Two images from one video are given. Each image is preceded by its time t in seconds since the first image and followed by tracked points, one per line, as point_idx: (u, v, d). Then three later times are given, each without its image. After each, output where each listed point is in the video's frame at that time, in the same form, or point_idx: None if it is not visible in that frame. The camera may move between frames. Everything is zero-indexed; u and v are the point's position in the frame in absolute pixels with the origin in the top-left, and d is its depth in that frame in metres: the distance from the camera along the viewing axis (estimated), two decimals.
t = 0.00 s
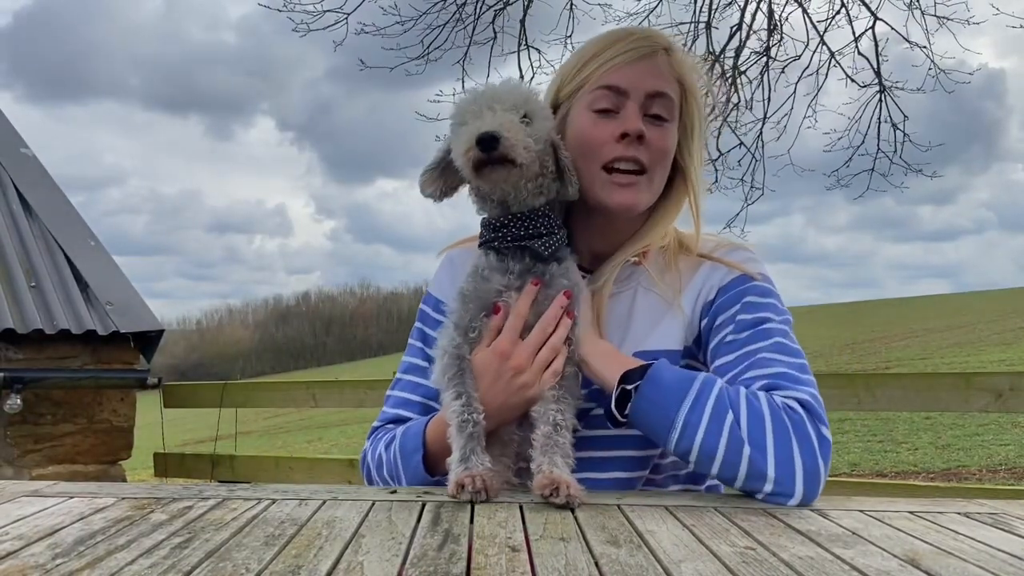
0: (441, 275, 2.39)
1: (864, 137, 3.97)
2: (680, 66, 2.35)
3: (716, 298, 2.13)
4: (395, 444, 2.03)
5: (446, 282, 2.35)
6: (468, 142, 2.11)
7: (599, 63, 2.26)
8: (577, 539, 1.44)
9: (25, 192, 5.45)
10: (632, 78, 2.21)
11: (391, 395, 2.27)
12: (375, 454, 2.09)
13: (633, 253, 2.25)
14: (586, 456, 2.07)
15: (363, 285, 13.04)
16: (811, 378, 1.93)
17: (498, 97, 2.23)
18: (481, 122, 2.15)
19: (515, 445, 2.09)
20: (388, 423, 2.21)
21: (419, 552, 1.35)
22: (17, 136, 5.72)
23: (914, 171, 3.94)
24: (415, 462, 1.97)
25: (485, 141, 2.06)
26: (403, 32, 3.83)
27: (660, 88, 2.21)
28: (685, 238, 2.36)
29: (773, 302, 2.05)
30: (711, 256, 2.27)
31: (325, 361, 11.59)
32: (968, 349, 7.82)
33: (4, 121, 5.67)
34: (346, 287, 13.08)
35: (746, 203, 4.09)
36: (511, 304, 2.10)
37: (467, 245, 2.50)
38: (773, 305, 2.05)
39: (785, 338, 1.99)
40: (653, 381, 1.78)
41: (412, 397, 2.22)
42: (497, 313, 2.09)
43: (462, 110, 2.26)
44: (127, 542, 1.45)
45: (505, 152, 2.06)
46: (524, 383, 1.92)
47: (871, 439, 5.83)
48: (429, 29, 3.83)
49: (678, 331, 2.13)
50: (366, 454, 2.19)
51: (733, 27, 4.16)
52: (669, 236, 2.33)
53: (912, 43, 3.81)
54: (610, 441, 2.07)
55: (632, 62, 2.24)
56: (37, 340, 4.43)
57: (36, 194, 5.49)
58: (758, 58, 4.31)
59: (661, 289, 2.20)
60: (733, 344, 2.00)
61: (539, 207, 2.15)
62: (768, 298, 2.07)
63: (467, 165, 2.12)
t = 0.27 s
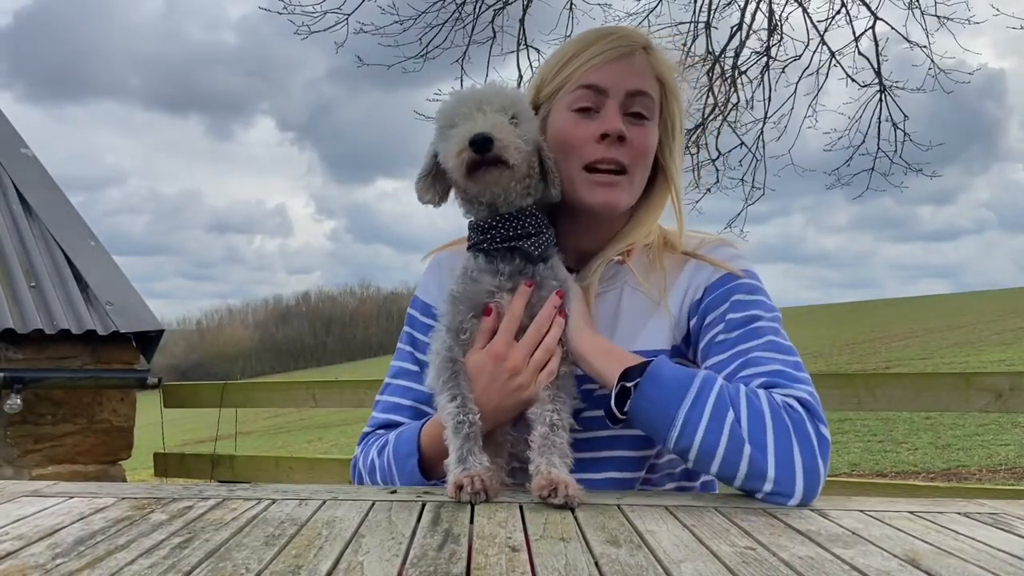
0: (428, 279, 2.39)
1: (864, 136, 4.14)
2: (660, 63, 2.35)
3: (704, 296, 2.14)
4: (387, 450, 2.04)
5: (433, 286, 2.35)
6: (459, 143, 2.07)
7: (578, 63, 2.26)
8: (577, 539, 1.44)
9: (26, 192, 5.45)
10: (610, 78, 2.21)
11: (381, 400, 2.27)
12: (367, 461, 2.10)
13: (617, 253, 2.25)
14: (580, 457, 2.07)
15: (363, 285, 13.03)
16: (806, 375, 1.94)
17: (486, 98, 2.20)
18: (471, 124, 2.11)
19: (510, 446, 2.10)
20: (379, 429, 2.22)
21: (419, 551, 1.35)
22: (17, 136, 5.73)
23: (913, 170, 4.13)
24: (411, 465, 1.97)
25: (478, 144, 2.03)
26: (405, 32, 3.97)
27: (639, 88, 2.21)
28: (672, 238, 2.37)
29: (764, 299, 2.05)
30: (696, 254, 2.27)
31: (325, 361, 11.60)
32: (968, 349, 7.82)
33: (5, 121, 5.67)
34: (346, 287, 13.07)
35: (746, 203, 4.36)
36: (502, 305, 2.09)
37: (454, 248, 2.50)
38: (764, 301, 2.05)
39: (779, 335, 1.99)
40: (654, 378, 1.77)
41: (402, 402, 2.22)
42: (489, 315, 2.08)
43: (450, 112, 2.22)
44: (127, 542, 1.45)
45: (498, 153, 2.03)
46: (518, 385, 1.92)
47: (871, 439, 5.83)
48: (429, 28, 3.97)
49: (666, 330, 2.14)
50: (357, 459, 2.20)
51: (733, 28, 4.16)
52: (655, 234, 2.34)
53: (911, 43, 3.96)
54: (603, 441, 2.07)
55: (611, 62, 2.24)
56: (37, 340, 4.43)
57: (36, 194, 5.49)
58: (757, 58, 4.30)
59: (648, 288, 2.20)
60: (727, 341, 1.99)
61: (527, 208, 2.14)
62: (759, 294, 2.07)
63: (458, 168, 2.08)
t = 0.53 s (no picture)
0: (423, 281, 2.39)
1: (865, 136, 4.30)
2: (648, 65, 2.34)
3: (697, 296, 2.13)
4: (387, 452, 2.03)
5: (428, 288, 2.36)
6: (472, 133, 2.04)
7: (566, 66, 2.24)
8: (577, 539, 1.44)
9: (26, 192, 5.45)
10: (599, 81, 2.20)
11: (379, 403, 2.27)
12: (367, 463, 2.09)
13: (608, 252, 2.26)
14: (577, 457, 2.08)
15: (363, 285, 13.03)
16: (803, 374, 1.94)
17: (497, 94, 2.20)
18: (486, 115, 2.09)
19: (506, 446, 2.10)
20: (378, 431, 2.21)
21: (419, 552, 1.35)
22: (17, 136, 5.73)
23: (913, 168, 4.30)
24: (411, 467, 1.97)
25: (494, 134, 2.01)
26: (405, 31, 4.08)
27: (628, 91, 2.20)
28: (660, 232, 2.36)
29: (758, 297, 2.05)
30: (688, 252, 2.27)
31: (325, 361, 11.60)
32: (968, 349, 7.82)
33: (5, 121, 5.68)
34: (346, 287, 13.08)
35: (747, 203, 4.53)
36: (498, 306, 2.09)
37: (449, 249, 2.50)
38: (758, 300, 2.04)
39: (775, 334, 1.99)
40: (651, 380, 1.77)
41: (401, 404, 2.22)
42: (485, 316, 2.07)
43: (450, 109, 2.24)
44: (127, 542, 1.45)
45: (513, 146, 2.02)
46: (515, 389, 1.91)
47: (871, 439, 5.83)
48: (430, 28, 4.11)
49: (660, 329, 2.14)
50: (357, 462, 2.20)
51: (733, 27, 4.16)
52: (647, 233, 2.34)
53: (912, 43, 4.05)
54: (600, 441, 2.08)
55: (598, 64, 2.23)
56: (37, 340, 4.43)
57: (36, 194, 5.49)
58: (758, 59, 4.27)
59: (641, 287, 2.20)
60: (722, 341, 1.99)
61: (527, 209, 2.14)
62: (753, 293, 2.06)
63: (470, 160, 2.04)
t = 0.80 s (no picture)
0: (423, 281, 2.39)
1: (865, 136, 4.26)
2: (647, 64, 2.33)
3: (696, 295, 2.13)
4: (387, 453, 2.03)
5: (428, 288, 2.36)
6: (470, 137, 2.06)
7: (564, 66, 2.24)
8: (577, 538, 1.44)
9: (25, 192, 5.45)
10: (598, 81, 2.19)
11: (378, 403, 2.26)
12: (367, 464, 2.09)
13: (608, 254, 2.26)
14: (575, 456, 2.08)
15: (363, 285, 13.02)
16: (803, 374, 1.94)
17: (494, 97, 2.22)
18: (482, 119, 2.11)
19: (506, 446, 2.10)
20: (378, 431, 2.21)
21: (419, 552, 1.34)
22: (17, 136, 5.73)
23: (913, 169, 4.27)
24: (411, 468, 1.97)
25: (491, 138, 2.03)
26: (405, 30, 4.05)
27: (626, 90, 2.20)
28: (659, 232, 2.36)
29: (757, 297, 2.05)
30: (688, 253, 2.27)
31: (325, 361, 11.60)
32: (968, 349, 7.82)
33: (5, 121, 5.68)
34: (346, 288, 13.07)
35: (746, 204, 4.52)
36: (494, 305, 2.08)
37: (448, 250, 2.50)
38: (757, 300, 2.04)
39: (774, 334, 1.99)
40: (651, 383, 1.76)
41: (401, 404, 2.22)
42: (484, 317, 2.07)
43: (447, 110, 2.26)
44: (127, 542, 1.45)
45: (510, 149, 2.04)
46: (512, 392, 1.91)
47: (871, 439, 5.83)
48: (429, 28, 4.08)
49: (660, 329, 2.14)
50: (357, 463, 2.19)
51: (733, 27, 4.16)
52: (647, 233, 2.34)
53: (912, 43, 4.04)
54: (599, 441, 2.08)
55: (597, 64, 2.23)
56: (36, 340, 4.43)
57: (36, 194, 5.49)
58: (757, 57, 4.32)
59: (640, 288, 2.20)
60: (723, 342, 1.99)
61: (524, 209, 2.15)
62: (752, 293, 2.06)
63: (467, 163, 2.07)
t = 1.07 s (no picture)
0: (425, 282, 2.40)
1: (864, 136, 4.34)
2: (646, 63, 2.33)
3: (700, 299, 2.13)
4: (391, 455, 2.03)
5: (429, 288, 2.36)
6: (458, 160, 2.09)
7: (563, 68, 2.25)
8: (578, 539, 1.44)
9: (26, 192, 5.45)
10: (596, 83, 2.20)
11: (379, 404, 2.26)
12: (370, 466, 2.08)
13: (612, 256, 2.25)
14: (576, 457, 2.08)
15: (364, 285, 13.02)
16: (804, 375, 1.94)
17: (481, 112, 2.23)
18: (467, 141, 2.14)
19: (510, 447, 2.11)
20: (379, 433, 2.20)
21: (419, 552, 1.34)
22: (18, 136, 5.73)
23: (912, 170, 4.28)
24: (415, 472, 1.97)
25: (477, 163, 2.05)
26: (407, 31, 4.13)
27: (626, 92, 2.20)
28: (661, 233, 2.36)
29: (760, 300, 2.05)
30: (690, 255, 2.27)
31: (325, 361, 11.60)
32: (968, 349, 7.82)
33: (5, 121, 5.68)
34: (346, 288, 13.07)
35: (745, 203, 4.56)
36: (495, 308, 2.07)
37: (450, 251, 2.50)
38: (760, 303, 2.04)
39: (776, 336, 1.98)
40: (652, 379, 1.77)
41: (403, 405, 2.21)
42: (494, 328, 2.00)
43: (436, 126, 2.27)
44: (127, 542, 1.45)
45: (497, 171, 2.05)
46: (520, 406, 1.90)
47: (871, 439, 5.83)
48: (430, 27, 4.14)
49: (663, 332, 2.14)
50: (358, 465, 2.19)
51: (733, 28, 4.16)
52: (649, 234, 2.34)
53: (912, 43, 4.11)
54: (600, 443, 2.08)
55: (597, 65, 2.23)
56: (36, 340, 4.42)
57: (36, 193, 5.49)
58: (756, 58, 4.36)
59: (644, 290, 2.21)
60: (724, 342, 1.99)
61: (522, 215, 2.15)
62: (755, 295, 2.06)
63: (456, 185, 2.10)
